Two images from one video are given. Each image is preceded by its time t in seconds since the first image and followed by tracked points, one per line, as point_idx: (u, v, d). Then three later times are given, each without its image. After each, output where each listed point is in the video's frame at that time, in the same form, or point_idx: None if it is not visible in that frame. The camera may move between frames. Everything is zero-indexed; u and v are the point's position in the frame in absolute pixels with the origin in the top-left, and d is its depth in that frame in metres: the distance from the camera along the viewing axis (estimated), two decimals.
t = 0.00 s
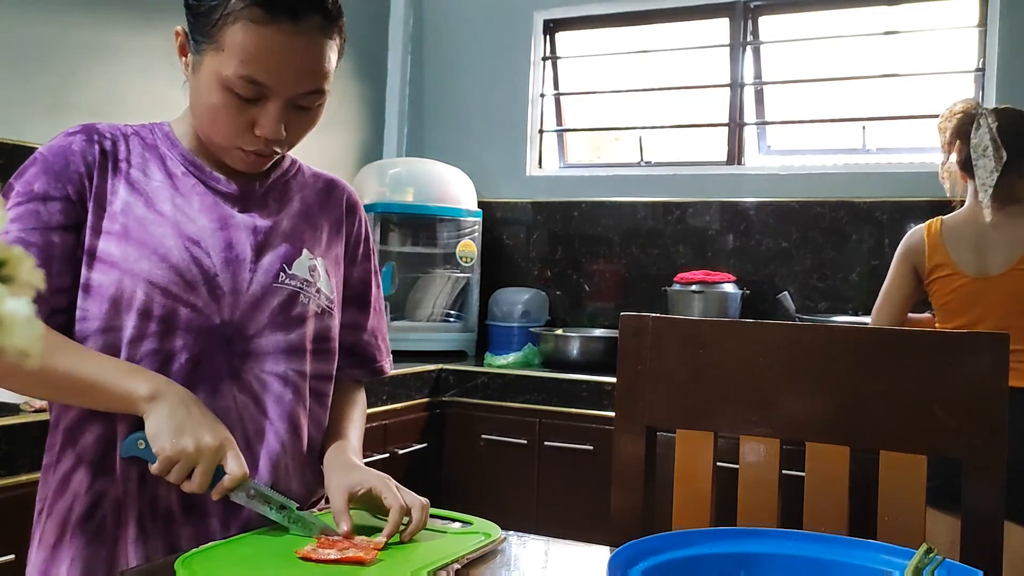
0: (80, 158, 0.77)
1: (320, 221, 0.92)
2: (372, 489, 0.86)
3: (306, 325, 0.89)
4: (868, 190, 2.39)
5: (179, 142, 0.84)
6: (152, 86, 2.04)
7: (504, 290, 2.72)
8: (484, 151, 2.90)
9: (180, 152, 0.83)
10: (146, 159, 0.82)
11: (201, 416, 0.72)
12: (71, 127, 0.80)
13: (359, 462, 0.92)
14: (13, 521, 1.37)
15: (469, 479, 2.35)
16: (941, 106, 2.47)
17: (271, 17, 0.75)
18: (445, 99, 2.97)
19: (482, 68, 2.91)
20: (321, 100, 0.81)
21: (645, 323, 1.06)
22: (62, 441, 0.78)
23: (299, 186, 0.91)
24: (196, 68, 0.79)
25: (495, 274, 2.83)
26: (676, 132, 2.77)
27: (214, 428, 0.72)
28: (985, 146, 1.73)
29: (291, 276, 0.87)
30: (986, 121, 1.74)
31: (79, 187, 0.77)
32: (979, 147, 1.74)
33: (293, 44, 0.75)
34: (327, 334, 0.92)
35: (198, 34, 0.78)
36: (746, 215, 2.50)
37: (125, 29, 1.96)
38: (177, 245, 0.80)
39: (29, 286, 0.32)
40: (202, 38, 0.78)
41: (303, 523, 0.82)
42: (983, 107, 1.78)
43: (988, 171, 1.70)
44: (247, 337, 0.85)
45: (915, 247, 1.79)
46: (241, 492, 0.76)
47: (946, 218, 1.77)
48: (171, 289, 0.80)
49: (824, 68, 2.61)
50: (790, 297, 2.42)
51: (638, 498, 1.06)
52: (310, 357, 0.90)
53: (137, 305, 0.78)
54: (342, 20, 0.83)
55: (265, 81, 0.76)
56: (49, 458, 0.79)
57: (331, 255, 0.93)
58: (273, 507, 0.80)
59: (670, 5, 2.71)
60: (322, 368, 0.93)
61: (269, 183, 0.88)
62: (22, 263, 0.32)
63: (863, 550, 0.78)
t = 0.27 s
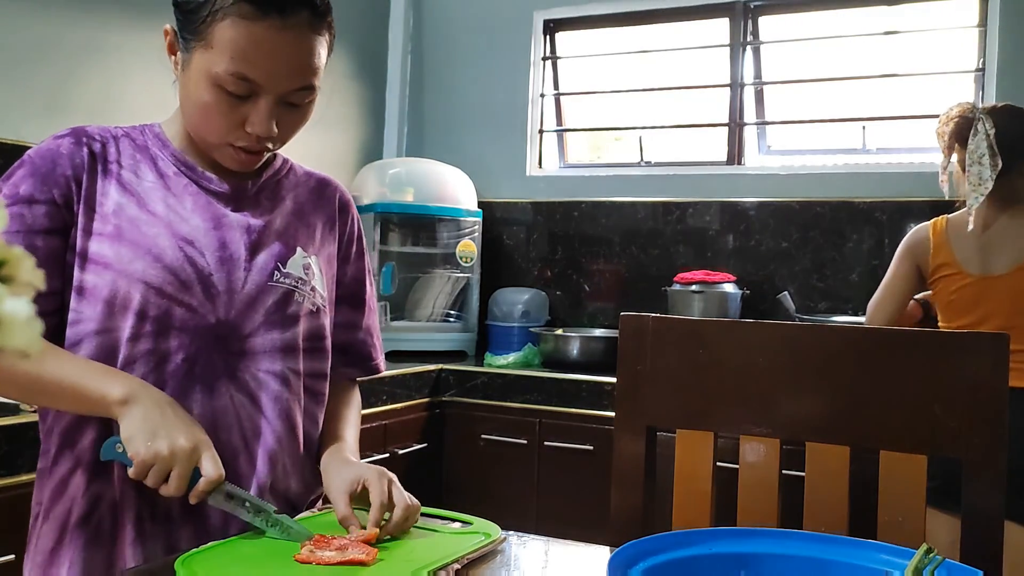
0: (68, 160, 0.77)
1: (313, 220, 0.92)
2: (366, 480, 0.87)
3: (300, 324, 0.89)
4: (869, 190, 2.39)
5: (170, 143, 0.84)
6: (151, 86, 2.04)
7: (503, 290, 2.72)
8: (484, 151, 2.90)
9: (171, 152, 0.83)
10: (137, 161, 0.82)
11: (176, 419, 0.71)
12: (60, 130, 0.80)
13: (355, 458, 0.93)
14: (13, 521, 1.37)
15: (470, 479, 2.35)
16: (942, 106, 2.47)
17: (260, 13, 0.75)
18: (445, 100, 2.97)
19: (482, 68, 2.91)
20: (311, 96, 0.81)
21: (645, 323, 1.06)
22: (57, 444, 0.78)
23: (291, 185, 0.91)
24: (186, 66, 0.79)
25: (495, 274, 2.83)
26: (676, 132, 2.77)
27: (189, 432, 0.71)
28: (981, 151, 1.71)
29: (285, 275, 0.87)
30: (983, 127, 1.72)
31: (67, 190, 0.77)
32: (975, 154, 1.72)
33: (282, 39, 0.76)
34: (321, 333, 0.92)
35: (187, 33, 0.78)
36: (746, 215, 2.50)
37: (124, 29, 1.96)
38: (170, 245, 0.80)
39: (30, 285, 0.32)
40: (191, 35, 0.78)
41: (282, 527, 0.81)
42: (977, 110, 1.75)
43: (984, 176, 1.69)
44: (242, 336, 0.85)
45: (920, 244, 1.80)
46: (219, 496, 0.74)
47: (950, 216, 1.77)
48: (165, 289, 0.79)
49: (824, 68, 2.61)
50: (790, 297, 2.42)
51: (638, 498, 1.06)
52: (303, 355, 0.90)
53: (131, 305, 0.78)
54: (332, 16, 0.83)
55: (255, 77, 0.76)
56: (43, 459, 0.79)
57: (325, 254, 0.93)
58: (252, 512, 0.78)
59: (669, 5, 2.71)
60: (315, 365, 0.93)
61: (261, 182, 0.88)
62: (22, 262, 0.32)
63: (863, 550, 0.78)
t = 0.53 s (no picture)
0: (62, 162, 0.77)
1: (312, 220, 0.92)
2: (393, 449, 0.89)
3: (301, 324, 0.89)
4: (869, 190, 2.39)
5: (167, 143, 0.84)
6: (152, 86, 2.04)
7: (503, 290, 2.72)
8: (484, 151, 2.90)
9: (170, 152, 0.83)
10: (135, 161, 0.81)
11: (170, 406, 0.69)
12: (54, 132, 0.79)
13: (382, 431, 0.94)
14: (13, 520, 1.37)
15: (470, 479, 2.35)
16: (942, 106, 2.47)
17: (257, 11, 0.75)
18: (445, 100, 2.97)
19: (483, 68, 2.91)
20: (309, 94, 0.82)
21: (645, 323, 1.07)
22: (57, 447, 0.77)
23: (289, 186, 0.91)
24: (184, 65, 0.79)
25: (495, 274, 2.83)
26: (676, 132, 2.77)
27: (184, 419, 0.69)
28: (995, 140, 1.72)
29: (287, 276, 0.87)
30: (998, 119, 1.73)
31: (63, 193, 0.76)
32: (990, 144, 1.73)
33: (280, 37, 0.76)
34: (320, 333, 0.92)
35: (185, 32, 0.78)
36: (746, 215, 2.50)
37: (125, 29, 1.96)
38: (173, 246, 0.80)
39: (30, 286, 0.32)
40: (189, 35, 0.78)
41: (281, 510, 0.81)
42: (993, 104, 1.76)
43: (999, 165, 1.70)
44: (246, 337, 0.85)
45: (938, 241, 1.76)
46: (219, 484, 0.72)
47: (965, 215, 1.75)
48: (170, 290, 0.79)
49: (824, 68, 2.61)
50: (790, 297, 2.42)
51: (638, 498, 1.06)
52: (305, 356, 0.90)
53: (135, 306, 0.78)
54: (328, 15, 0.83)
55: (253, 76, 0.76)
56: (41, 464, 0.79)
57: (323, 254, 0.93)
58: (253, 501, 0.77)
59: (669, 5, 2.71)
60: (315, 365, 0.92)
61: (261, 183, 0.88)
62: (22, 263, 0.32)
63: (863, 550, 0.78)
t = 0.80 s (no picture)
0: (56, 166, 0.77)
1: (313, 221, 0.92)
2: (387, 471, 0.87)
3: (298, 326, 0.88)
4: (868, 190, 2.39)
5: (168, 143, 0.84)
6: (151, 86, 2.04)
7: (504, 290, 2.72)
8: (484, 151, 2.90)
9: (170, 152, 0.83)
10: (134, 161, 0.82)
11: (129, 386, 0.68)
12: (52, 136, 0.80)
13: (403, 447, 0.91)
14: (12, 521, 1.37)
15: (470, 479, 2.35)
16: (942, 106, 2.47)
17: (257, 4, 0.75)
18: (445, 100, 2.97)
19: (482, 68, 2.91)
20: (311, 89, 0.81)
21: (644, 323, 1.07)
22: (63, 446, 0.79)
23: (291, 186, 0.91)
24: (185, 62, 0.79)
25: (495, 274, 2.83)
26: (676, 132, 2.77)
27: (142, 396, 0.67)
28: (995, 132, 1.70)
29: (284, 276, 0.87)
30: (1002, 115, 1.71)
31: (57, 197, 0.77)
32: (990, 135, 1.70)
33: (280, 31, 0.76)
34: (320, 333, 0.92)
35: (186, 28, 0.78)
36: (746, 215, 2.50)
37: (125, 29, 1.96)
38: (169, 246, 0.80)
39: (30, 285, 0.32)
40: (190, 31, 0.78)
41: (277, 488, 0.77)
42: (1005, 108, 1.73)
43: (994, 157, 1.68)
44: (241, 337, 0.84)
45: (935, 237, 1.76)
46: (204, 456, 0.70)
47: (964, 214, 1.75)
48: (164, 290, 0.80)
49: (824, 68, 2.61)
50: (790, 297, 2.42)
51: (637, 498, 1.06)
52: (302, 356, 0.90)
53: (130, 306, 0.78)
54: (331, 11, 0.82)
55: (253, 69, 0.76)
56: (43, 463, 0.80)
57: (327, 255, 0.93)
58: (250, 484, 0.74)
59: (669, 5, 2.71)
60: (313, 366, 0.91)
61: (262, 183, 0.88)
62: (22, 262, 0.32)
63: (863, 550, 0.78)
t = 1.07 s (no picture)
0: (54, 173, 0.77)
1: (311, 220, 0.92)
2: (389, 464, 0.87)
3: (297, 326, 0.88)
4: (868, 190, 2.39)
5: (165, 144, 0.84)
6: (151, 86, 2.04)
7: (504, 290, 2.72)
8: (484, 151, 2.90)
9: (167, 153, 0.83)
10: (130, 164, 0.82)
11: (130, 401, 0.68)
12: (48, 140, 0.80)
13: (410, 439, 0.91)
14: (13, 521, 1.37)
15: (470, 478, 2.35)
16: (942, 106, 2.47)
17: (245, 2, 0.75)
18: (445, 100, 2.97)
19: (482, 68, 2.91)
20: (303, 85, 0.81)
21: (645, 324, 1.07)
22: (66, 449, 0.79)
23: (290, 185, 0.91)
24: (175, 62, 0.79)
25: (495, 274, 2.83)
26: (675, 132, 2.77)
27: (143, 411, 0.67)
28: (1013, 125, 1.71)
29: (283, 277, 0.86)
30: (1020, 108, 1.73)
31: (57, 204, 0.77)
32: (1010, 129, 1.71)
33: (269, 28, 0.76)
34: (318, 334, 0.91)
35: (174, 29, 0.78)
36: (746, 215, 2.50)
37: (125, 29, 1.96)
38: (166, 249, 0.80)
39: (30, 286, 0.32)
40: (178, 31, 0.78)
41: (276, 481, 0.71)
42: None
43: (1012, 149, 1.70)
44: (241, 339, 0.84)
45: (944, 226, 1.77)
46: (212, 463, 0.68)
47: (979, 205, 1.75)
48: (162, 293, 0.80)
49: (824, 68, 2.61)
50: (790, 297, 2.42)
51: (637, 498, 1.06)
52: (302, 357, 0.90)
53: (129, 310, 0.78)
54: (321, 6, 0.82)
55: (244, 68, 0.76)
56: (45, 467, 0.80)
57: (326, 254, 0.93)
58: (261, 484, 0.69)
59: (669, 5, 2.71)
60: (313, 367, 0.92)
61: (259, 183, 0.88)
62: (22, 263, 0.32)
63: (863, 550, 0.78)
